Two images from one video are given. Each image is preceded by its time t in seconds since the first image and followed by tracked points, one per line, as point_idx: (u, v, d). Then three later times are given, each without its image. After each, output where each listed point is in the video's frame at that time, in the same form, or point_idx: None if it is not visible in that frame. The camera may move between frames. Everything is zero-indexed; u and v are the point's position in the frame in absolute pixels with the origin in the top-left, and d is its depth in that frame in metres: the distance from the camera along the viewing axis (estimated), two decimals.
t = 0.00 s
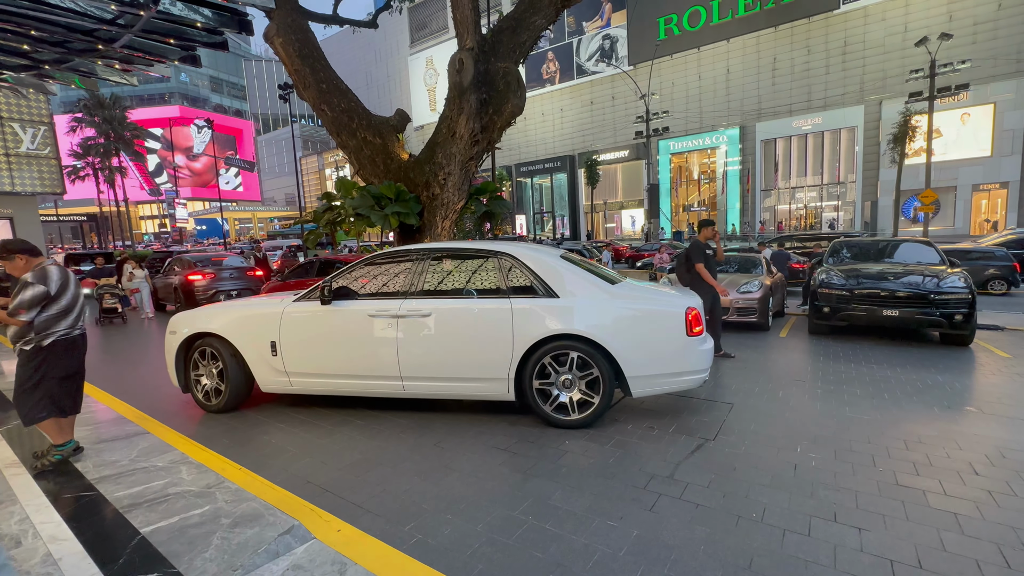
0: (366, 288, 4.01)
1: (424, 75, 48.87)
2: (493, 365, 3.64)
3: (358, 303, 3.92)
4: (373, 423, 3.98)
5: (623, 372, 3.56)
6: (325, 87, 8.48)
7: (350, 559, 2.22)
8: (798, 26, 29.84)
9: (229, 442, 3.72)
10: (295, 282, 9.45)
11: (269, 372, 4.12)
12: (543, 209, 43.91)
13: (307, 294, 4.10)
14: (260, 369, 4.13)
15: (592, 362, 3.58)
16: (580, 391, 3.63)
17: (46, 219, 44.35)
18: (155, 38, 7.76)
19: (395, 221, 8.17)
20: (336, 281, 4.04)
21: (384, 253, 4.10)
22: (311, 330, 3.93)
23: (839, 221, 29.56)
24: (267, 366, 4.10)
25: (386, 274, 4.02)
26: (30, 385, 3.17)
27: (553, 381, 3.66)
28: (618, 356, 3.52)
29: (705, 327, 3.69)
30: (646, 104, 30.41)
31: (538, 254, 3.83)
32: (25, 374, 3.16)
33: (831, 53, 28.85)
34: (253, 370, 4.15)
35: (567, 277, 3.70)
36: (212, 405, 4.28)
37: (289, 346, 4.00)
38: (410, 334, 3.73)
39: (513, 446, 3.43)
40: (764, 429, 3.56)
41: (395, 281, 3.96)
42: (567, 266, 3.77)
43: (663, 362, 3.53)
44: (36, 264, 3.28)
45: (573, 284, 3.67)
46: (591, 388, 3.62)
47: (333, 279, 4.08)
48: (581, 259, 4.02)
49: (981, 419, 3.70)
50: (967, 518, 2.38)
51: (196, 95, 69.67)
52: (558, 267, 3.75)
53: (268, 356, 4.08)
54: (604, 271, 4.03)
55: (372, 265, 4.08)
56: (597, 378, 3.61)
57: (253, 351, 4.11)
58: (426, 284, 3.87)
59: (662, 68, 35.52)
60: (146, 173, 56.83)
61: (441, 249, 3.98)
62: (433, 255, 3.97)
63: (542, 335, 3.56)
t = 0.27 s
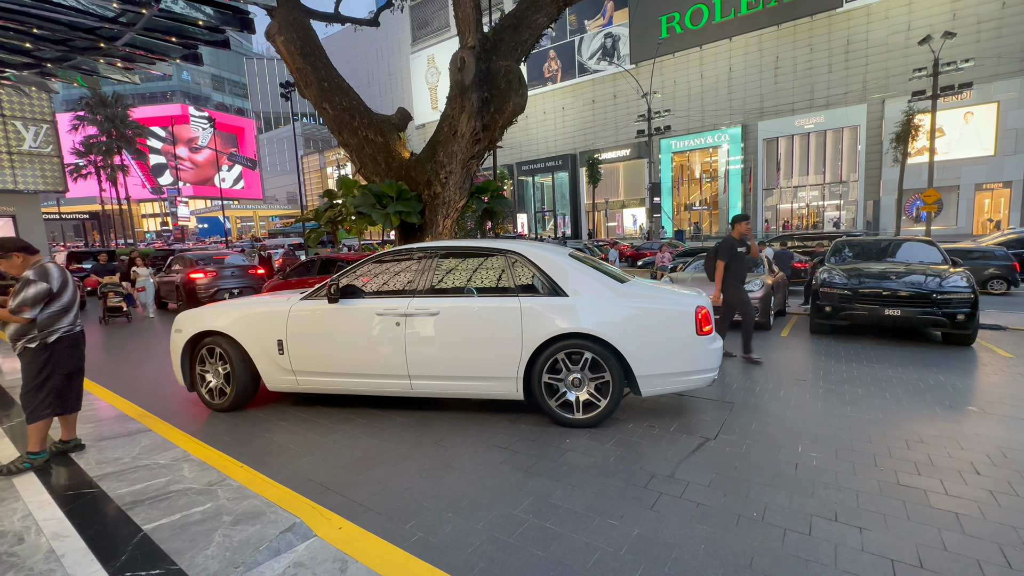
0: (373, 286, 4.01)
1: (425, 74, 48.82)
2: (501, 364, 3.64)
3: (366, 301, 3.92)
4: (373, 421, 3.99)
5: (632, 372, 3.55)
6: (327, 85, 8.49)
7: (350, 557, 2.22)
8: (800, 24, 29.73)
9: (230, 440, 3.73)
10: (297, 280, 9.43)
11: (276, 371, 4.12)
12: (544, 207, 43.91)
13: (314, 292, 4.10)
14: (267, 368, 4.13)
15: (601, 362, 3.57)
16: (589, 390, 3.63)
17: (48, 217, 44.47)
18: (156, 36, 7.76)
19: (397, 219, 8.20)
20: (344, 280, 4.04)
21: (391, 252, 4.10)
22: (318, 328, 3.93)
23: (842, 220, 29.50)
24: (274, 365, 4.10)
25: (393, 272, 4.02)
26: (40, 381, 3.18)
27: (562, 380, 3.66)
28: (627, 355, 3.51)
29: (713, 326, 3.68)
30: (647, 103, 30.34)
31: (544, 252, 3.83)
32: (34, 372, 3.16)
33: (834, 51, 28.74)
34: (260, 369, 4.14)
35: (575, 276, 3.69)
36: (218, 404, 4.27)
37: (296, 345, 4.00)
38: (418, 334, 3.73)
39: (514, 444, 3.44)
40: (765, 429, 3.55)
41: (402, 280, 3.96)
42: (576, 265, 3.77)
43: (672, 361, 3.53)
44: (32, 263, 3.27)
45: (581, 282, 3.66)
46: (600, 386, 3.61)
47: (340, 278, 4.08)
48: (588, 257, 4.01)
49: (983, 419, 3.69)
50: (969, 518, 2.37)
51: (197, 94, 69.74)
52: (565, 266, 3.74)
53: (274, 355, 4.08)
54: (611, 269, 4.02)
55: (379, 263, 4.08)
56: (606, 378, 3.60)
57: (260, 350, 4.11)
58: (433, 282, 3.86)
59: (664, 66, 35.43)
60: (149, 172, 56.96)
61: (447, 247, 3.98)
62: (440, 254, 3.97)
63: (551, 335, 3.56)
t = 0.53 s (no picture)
0: (381, 284, 4.00)
1: (426, 71, 48.73)
2: (511, 363, 3.63)
3: (374, 299, 3.91)
4: (373, 418, 4.00)
5: (643, 370, 3.55)
6: (327, 83, 8.48)
7: (350, 553, 2.23)
8: (802, 22, 29.67)
9: (229, 437, 3.73)
10: (297, 279, 9.38)
11: (283, 369, 4.11)
12: (545, 206, 43.87)
13: (322, 290, 4.08)
14: (274, 366, 4.12)
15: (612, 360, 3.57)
16: (600, 388, 3.62)
17: (48, 214, 44.45)
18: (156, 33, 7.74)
19: (397, 217, 8.19)
20: (352, 277, 4.04)
21: (398, 249, 4.10)
22: (327, 326, 3.93)
23: (842, 219, 29.46)
24: (281, 363, 4.10)
25: (401, 270, 4.01)
26: (39, 381, 3.19)
27: (572, 379, 3.65)
28: (638, 353, 3.51)
29: (724, 325, 3.68)
30: (648, 101, 30.30)
31: (552, 250, 3.82)
32: (32, 371, 3.17)
33: (835, 50, 28.67)
34: (267, 367, 4.13)
35: (584, 274, 3.69)
36: (224, 402, 4.24)
37: (303, 343, 4.00)
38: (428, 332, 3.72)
39: (513, 442, 3.44)
40: (765, 428, 3.55)
41: (409, 278, 3.95)
42: (587, 263, 3.76)
43: (682, 359, 3.53)
44: (23, 262, 3.25)
45: (589, 281, 3.66)
46: (611, 383, 3.61)
47: (347, 275, 4.07)
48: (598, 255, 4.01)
49: (980, 418, 3.70)
50: (967, 517, 2.38)
51: (197, 91, 69.66)
52: (575, 264, 3.74)
53: (282, 353, 4.07)
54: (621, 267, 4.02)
55: (387, 260, 4.07)
56: (617, 377, 3.60)
57: (267, 348, 4.09)
58: (441, 281, 3.86)
59: (665, 64, 35.35)
60: (149, 169, 56.92)
61: (455, 245, 3.97)
62: (447, 251, 3.96)
63: (561, 333, 3.55)
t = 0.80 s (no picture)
0: (389, 282, 3.98)
1: (424, 69, 48.59)
2: (521, 362, 3.62)
3: (382, 297, 3.88)
4: (371, 417, 3.99)
5: (655, 369, 3.55)
6: (325, 80, 8.45)
7: (347, 552, 2.23)
8: (800, 23, 29.74)
9: (227, 436, 3.73)
10: (294, 277, 9.34)
11: (288, 368, 4.08)
12: (543, 205, 43.89)
13: (329, 287, 4.05)
14: (280, 365, 4.10)
15: (624, 359, 3.57)
16: (612, 387, 3.62)
17: (44, 211, 44.22)
18: (153, 29, 7.70)
19: (396, 216, 8.18)
20: (359, 275, 4.00)
21: (406, 248, 4.07)
22: (334, 325, 3.90)
23: (840, 219, 29.52)
24: (287, 363, 4.07)
25: (409, 268, 3.99)
26: (17, 383, 3.13)
27: (583, 378, 3.65)
28: (649, 351, 3.51)
29: (735, 324, 3.68)
30: (647, 100, 30.27)
31: (561, 248, 3.80)
32: (10, 373, 3.11)
33: (834, 50, 28.73)
34: (273, 366, 4.10)
35: (593, 273, 3.68)
36: (229, 402, 4.21)
37: (310, 341, 3.96)
38: (437, 331, 3.69)
39: (511, 441, 3.44)
40: (761, 426, 3.56)
41: (418, 276, 3.93)
42: (599, 261, 3.75)
43: (693, 358, 3.53)
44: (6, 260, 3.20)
45: (599, 280, 3.65)
46: (623, 383, 3.61)
47: (354, 274, 4.03)
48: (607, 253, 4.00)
49: (975, 417, 3.72)
50: (961, 515, 2.40)
51: (195, 88, 69.36)
52: (584, 262, 3.72)
53: (288, 351, 4.04)
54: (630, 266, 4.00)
55: (395, 259, 4.05)
56: (628, 375, 3.60)
57: (273, 346, 4.07)
58: (449, 279, 3.84)
59: (664, 63, 35.34)
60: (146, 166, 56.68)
61: (462, 243, 3.96)
62: (455, 250, 3.94)
63: (571, 332, 3.55)
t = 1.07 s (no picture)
0: (396, 281, 3.96)
1: (421, 68, 48.50)
2: (531, 362, 3.61)
3: (389, 297, 3.86)
4: (367, 416, 3.98)
5: (665, 368, 3.55)
6: (322, 79, 8.42)
7: (342, 552, 2.22)
8: (796, 24, 29.85)
9: (222, 436, 3.70)
10: (291, 276, 9.29)
11: (294, 369, 4.05)
12: (540, 204, 43.93)
13: (336, 286, 4.02)
14: (285, 365, 4.06)
15: (633, 358, 3.57)
16: (623, 387, 3.62)
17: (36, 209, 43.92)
18: (148, 26, 7.66)
19: (392, 215, 8.17)
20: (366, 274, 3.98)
21: (413, 247, 4.05)
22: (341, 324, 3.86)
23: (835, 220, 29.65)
24: (292, 363, 4.03)
25: (416, 267, 3.97)
26: None
27: (593, 378, 3.65)
28: (660, 351, 3.51)
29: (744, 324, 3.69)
30: (644, 100, 30.31)
31: (568, 247, 3.79)
32: None
33: (829, 51, 28.88)
34: (278, 366, 4.06)
35: (601, 272, 3.68)
36: (233, 402, 4.18)
37: (317, 341, 3.93)
38: (446, 331, 3.67)
39: (507, 441, 3.43)
40: (757, 426, 3.57)
41: (426, 275, 3.90)
42: (608, 261, 3.76)
43: (704, 357, 3.53)
44: None
45: (607, 280, 3.65)
46: (634, 383, 3.61)
47: (360, 273, 4.01)
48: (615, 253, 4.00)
49: (970, 417, 3.74)
50: (955, 513, 2.41)
51: (190, 86, 68.99)
52: (592, 261, 3.72)
53: (294, 351, 4.01)
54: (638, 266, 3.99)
55: (402, 258, 4.03)
56: (638, 374, 3.59)
57: (278, 346, 4.03)
58: (456, 279, 3.81)
59: (661, 64, 35.41)
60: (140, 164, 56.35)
61: (468, 242, 3.94)
62: (461, 249, 3.93)
63: (581, 332, 3.55)
